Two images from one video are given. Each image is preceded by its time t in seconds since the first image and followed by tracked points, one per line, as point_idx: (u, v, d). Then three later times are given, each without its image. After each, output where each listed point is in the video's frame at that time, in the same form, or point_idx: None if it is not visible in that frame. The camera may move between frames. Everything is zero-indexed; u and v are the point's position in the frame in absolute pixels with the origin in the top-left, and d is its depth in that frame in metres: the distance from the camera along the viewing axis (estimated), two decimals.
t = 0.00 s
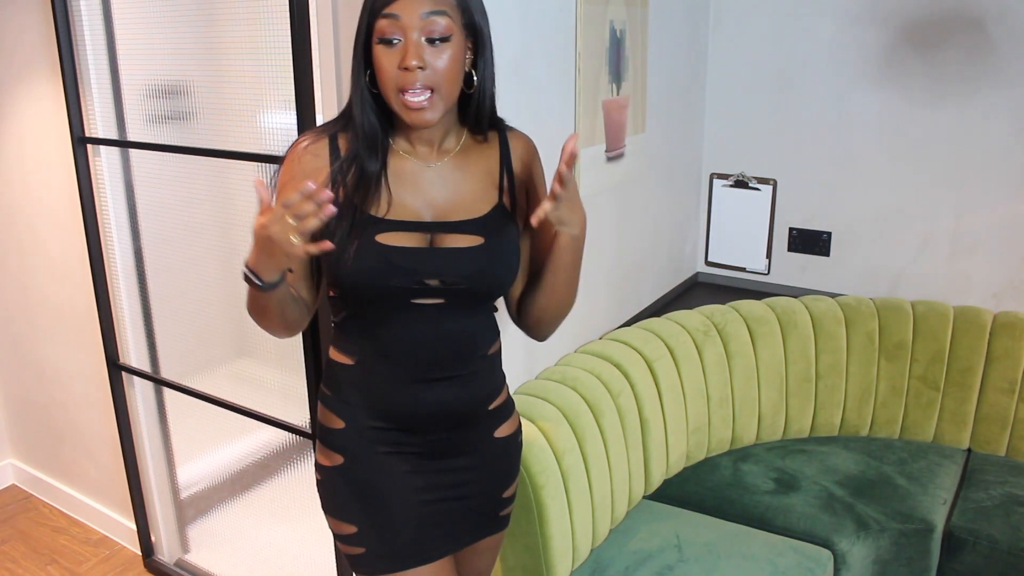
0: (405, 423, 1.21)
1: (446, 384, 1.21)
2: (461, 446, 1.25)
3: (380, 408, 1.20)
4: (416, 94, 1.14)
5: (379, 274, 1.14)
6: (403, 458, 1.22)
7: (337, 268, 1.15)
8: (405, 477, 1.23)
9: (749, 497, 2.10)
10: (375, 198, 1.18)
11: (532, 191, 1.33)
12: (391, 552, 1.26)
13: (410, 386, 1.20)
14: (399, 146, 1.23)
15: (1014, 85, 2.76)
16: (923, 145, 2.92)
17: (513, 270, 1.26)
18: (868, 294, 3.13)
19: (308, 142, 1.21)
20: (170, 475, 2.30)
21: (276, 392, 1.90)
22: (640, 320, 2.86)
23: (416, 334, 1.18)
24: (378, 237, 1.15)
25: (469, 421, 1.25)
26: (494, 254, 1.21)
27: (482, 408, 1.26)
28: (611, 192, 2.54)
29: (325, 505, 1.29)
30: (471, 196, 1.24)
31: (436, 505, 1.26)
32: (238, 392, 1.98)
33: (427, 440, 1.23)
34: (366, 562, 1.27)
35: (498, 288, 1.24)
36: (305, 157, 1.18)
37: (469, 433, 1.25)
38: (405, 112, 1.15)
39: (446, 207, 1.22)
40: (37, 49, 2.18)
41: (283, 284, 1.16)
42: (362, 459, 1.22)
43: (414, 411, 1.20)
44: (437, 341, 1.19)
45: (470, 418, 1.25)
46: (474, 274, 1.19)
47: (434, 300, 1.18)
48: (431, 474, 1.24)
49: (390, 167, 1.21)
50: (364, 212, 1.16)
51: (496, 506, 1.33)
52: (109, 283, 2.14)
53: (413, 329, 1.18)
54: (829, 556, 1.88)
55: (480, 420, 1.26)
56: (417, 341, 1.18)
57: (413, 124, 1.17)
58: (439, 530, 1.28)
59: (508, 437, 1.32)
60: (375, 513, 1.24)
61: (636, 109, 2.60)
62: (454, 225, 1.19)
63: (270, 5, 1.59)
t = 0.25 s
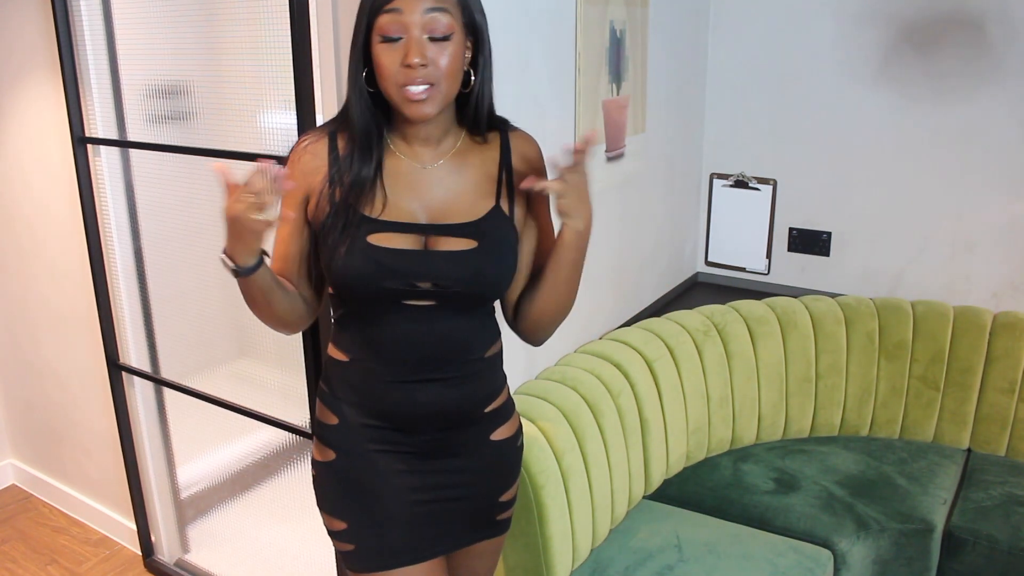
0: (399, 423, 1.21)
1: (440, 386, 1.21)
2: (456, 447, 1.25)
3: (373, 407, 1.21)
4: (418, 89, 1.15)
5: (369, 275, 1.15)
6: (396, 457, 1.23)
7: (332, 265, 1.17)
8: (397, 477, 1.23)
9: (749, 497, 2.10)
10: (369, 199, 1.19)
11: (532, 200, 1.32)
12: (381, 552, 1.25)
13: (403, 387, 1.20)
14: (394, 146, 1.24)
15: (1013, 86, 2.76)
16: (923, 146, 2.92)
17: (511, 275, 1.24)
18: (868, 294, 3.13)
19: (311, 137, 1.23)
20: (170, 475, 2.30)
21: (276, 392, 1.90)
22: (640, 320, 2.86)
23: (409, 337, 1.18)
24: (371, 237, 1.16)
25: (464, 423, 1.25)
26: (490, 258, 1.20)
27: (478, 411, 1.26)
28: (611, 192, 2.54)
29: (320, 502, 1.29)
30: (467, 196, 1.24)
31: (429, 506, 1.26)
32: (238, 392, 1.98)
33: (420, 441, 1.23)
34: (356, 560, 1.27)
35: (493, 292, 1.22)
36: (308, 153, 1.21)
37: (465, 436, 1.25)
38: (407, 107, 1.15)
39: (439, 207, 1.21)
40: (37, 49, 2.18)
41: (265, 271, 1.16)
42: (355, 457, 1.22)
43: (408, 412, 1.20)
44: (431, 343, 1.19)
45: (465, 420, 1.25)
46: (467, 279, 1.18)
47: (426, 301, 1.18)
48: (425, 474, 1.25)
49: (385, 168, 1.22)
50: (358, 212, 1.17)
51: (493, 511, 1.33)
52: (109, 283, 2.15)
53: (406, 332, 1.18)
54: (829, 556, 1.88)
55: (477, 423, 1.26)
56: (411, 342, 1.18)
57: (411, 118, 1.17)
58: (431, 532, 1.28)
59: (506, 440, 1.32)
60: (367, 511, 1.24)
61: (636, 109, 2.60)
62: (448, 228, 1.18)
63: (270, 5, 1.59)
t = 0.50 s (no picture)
0: (399, 422, 1.21)
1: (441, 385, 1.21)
2: (456, 447, 1.25)
3: (373, 405, 1.21)
4: (408, 78, 1.15)
5: (373, 261, 1.15)
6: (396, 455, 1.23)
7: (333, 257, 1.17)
8: (396, 476, 1.23)
9: (750, 497, 2.10)
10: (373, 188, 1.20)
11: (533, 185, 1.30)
12: (380, 550, 1.25)
13: (403, 386, 1.20)
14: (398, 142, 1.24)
15: (1013, 86, 2.76)
16: (923, 146, 2.92)
17: (511, 272, 1.24)
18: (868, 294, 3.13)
19: (317, 124, 1.27)
20: (170, 475, 2.30)
21: (276, 392, 1.90)
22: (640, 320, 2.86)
23: (411, 333, 1.19)
24: (374, 223, 1.17)
25: (464, 423, 1.25)
26: (491, 252, 1.20)
27: (478, 411, 1.26)
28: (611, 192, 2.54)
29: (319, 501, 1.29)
30: (469, 188, 1.23)
31: (428, 505, 1.26)
32: (238, 392, 1.98)
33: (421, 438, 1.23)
34: (355, 560, 1.26)
35: (494, 289, 1.23)
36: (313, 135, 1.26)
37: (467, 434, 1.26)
38: (400, 100, 1.16)
39: (442, 199, 1.21)
40: (37, 49, 2.18)
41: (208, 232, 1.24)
42: (355, 457, 1.22)
43: (408, 412, 1.20)
44: (431, 342, 1.19)
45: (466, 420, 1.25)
46: (470, 271, 1.18)
47: (423, 295, 1.18)
48: (424, 474, 1.25)
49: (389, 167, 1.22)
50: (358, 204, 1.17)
51: (494, 510, 1.33)
52: (109, 282, 2.15)
53: (407, 329, 1.18)
54: (829, 556, 1.88)
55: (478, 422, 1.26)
56: (411, 340, 1.19)
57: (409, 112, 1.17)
58: (430, 531, 1.27)
59: (506, 442, 1.32)
60: (366, 511, 1.24)
61: (636, 109, 2.60)
62: (451, 215, 1.18)
63: (270, 4, 1.59)
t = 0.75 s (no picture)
0: (399, 421, 1.21)
1: (440, 383, 1.22)
2: (456, 444, 1.26)
3: (373, 407, 1.21)
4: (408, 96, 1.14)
5: (372, 270, 1.16)
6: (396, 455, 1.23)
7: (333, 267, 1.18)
8: (398, 475, 1.23)
9: (750, 497, 2.10)
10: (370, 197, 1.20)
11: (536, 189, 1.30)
12: (385, 551, 1.24)
13: (403, 385, 1.20)
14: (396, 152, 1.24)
15: (1014, 86, 2.76)
16: (923, 145, 2.92)
17: (511, 273, 1.24)
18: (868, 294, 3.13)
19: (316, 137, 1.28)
20: (170, 475, 2.30)
21: (276, 392, 1.90)
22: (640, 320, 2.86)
23: (408, 334, 1.18)
24: (373, 232, 1.17)
25: (463, 420, 1.25)
26: (491, 258, 1.20)
27: (478, 408, 1.26)
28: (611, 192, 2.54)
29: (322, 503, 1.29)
30: (469, 199, 1.22)
31: (431, 503, 1.26)
32: (238, 392, 1.98)
33: (419, 437, 1.23)
34: (361, 560, 1.26)
35: (493, 294, 1.22)
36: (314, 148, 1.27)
37: (466, 433, 1.26)
38: (399, 116, 1.15)
39: (441, 206, 1.21)
40: (37, 49, 2.18)
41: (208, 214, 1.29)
42: (356, 457, 1.22)
43: (408, 411, 1.21)
44: (431, 341, 1.19)
45: (465, 417, 1.25)
46: (468, 279, 1.18)
47: (423, 302, 1.18)
48: (425, 472, 1.25)
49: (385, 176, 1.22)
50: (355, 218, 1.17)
51: (495, 506, 1.33)
52: (109, 282, 2.14)
53: (407, 330, 1.18)
54: (829, 556, 1.88)
55: (475, 419, 1.27)
56: (411, 340, 1.19)
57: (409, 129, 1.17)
58: (434, 529, 1.27)
59: (505, 436, 1.32)
60: (370, 511, 1.23)
61: (636, 108, 2.60)
62: (449, 224, 1.18)
63: (271, 4, 1.59)
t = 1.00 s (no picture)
0: (399, 419, 1.21)
1: (439, 381, 1.22)
2: (456, 441, 1.26)
3: (373, 406, 1.21)
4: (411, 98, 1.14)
5: (368, 275, 1.15)
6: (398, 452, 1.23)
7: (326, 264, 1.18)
8: (400, 474, 1.23)
9: (749, 497, 2.10)
10: (363, 197, 1.19)
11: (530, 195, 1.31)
12: (390, 549, 1.24)
13: (403, 383, 1.20)
14: (391, 152, 1.24)
15: (1014, 86, 2.76)
16: (923, 145, 2.92)
17: (508, 276, 1.24)
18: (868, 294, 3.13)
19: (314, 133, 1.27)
20: (170, 475, 2.30)
21: (276, 392, 1.90)
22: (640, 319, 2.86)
23: (406, 331, 1.18)
24: (369, 237, 1.16)
25: (463, 417, 1.25)
26: (487, 262, 1.20)
27: (477, 404, 1.27)
28: (611, 192, 2.54)
29: (326, 502, 1.29)
30: (462, 202, 1.23)
31: (434, 500, 1.25)
32: (238, 392, 1.98)
33: (420, 434, 1.23)
34: (365, 559, 1.25)
35: (491, 296, 1.22)
36: (310, 146, 1.26)
37: (465, 429, 1.26)
38: (398, 116, 1.15)
39: (434, 212, 1.21)
40: (37, 49, 2.18)
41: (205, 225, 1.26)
42: (358, 456, 1.22)
43: (408, 408, 1.21)
44: (430, 339, 1.19)
45: (464, 414, 1.25)
46: (465, 284, 1.18)
47: (421, 305, 1.18)
48: (427, 469, 1.25)
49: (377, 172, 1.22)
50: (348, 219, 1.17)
51: (497, 501, 1.34)
52: (109, 282, 2.14)
53: (406, 329, 1.18)
54: (829, 556, 1.88)
55: (475, 416, 1.27)
56: (410, 339, 1.19)
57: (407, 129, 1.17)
58: (438, 526, 1.26)
59: (505, 433, 1.33)
60: (374, 509, 1.23)
61: (636, 108, 2.60)
62: (445, 230, 1.18)
63: (271, 5, 1.59)
